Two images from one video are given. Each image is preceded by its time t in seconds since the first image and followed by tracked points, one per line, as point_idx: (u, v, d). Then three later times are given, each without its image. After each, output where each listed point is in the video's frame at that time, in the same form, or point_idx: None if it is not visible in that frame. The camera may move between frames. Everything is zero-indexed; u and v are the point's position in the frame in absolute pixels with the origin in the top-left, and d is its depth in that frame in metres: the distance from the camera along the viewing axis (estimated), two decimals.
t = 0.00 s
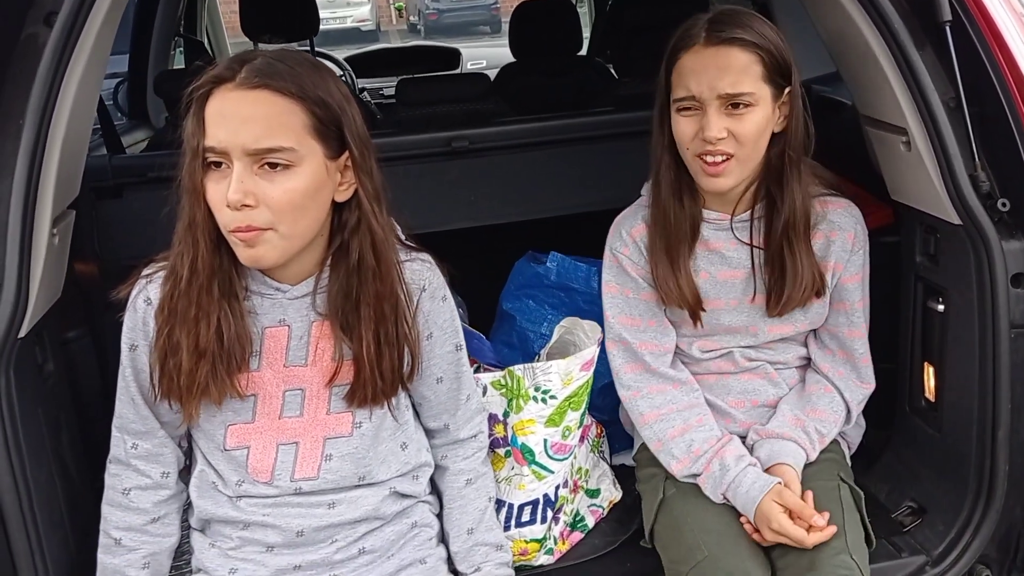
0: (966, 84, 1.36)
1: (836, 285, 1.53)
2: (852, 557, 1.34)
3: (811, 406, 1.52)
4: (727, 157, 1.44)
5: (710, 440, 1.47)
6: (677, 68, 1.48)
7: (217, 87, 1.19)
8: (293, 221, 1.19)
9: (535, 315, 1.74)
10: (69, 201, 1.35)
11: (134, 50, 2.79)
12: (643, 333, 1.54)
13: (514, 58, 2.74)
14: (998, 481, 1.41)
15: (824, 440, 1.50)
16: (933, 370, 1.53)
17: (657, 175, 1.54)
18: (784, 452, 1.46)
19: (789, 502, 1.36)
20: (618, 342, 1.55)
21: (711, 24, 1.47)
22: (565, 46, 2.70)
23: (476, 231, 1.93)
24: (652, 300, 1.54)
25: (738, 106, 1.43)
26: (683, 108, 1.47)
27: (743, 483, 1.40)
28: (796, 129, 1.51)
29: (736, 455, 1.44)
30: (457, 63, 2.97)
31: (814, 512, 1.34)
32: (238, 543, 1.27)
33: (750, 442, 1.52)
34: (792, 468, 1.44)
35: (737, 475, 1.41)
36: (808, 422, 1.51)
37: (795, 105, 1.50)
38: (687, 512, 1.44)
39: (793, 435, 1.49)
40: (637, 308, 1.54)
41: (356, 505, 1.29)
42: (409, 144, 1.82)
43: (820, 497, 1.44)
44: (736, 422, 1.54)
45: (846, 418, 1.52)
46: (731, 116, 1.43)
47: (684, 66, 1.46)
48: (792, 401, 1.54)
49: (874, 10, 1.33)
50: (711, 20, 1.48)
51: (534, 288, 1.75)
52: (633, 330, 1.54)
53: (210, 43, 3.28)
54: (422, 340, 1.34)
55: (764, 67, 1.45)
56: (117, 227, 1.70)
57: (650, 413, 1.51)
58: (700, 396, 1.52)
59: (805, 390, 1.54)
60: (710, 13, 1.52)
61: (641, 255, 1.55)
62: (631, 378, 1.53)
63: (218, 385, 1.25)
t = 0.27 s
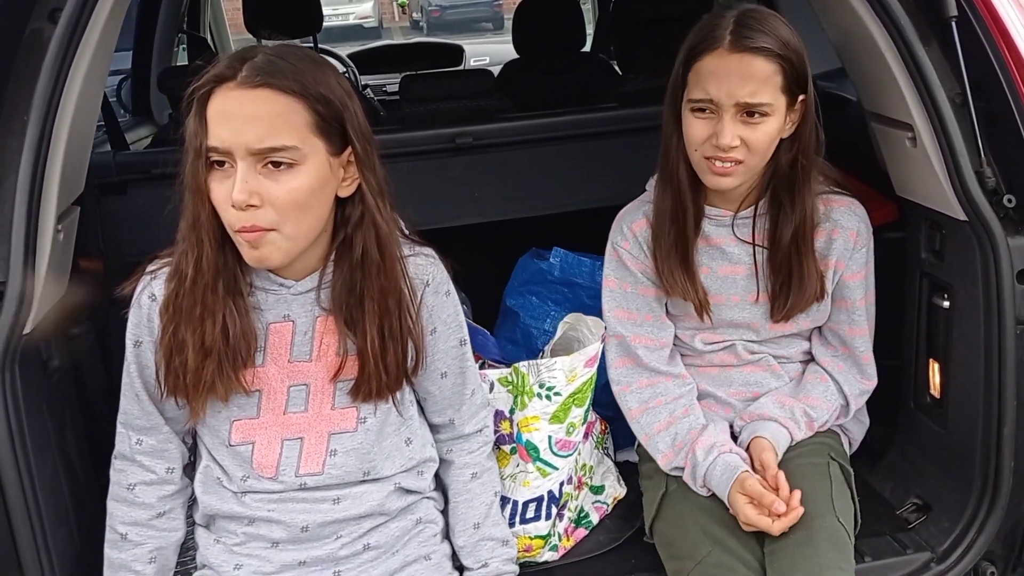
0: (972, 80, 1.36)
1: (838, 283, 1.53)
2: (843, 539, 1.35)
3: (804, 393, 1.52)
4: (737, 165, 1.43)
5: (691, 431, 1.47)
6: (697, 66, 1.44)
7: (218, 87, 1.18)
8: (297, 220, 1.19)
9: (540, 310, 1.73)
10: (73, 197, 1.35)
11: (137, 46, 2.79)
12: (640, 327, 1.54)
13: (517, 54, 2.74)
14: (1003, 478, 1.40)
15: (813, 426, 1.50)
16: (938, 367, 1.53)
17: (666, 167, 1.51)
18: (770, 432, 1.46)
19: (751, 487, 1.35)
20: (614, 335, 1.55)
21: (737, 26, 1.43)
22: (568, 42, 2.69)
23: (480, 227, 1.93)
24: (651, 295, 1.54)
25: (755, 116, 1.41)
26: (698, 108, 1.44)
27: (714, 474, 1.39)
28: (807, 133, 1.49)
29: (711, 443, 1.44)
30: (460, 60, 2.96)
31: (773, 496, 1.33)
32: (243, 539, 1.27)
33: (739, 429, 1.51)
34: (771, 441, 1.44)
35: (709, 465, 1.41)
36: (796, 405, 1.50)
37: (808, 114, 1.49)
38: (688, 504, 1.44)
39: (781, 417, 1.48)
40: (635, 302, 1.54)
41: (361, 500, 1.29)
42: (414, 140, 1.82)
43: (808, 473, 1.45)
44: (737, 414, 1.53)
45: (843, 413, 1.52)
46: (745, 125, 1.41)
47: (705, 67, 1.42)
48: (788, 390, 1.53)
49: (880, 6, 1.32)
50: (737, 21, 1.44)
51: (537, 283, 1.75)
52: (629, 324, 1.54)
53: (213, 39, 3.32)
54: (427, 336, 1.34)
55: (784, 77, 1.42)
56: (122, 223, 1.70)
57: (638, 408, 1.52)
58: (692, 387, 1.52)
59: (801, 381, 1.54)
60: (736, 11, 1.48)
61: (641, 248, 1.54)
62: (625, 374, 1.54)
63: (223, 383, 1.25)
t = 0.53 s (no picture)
0: (974, 79, 1.36)
1: (837, 282, 1.53)
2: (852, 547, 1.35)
3: (818, 398, 1.51)
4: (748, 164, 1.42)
5: (707, 429, 1.47)
6: (717, 62, 1.43)
7: (216, 90, 1.18)
8: (297, 223, 1.19)
9: (542, 310, 1.73)
10: (75, 197, 1.35)
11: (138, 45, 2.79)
12: (646, 322, 1.54)
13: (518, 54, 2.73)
14: (1005, 478, 1.40)
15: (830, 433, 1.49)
16: (940, 367, 1.53)
17: (678, 162, 1.51)
18: (797, 439, 1.45)
19: (771, 488, 1.35)
20: (620, 331, 1.54)
21: (759, 25, 1.42)
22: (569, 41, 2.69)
23: (482, 227, 1.93)
24: (657, 291, 1.54)
25: (770, 117, 1.40)
26: (715, 104, 1.42)
27: (733, 469, 1.40)
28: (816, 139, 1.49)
29: (730, 442, 1.43)
30: (460, 59, 2.96)
31: (792, 500, 1.33)
32: (245, 538, 1.27)
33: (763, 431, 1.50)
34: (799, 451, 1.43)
35: (727, 462, 1.41)
36: (811, 411, 1.50)
37: (819, 120, 1.49)
38: (690, 505, 1.45)
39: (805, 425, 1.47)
40: (640, 297, 1.54)
41: (363, 499, 1.29)
42: (415, 139, 1.82)
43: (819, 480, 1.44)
44: (742, 414, 1.53)
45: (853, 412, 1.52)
46: (760, 125, 1.40)
47: (725, 64, 1.41)
48: (800, 396, 1.53)
49: (882, 5, 1.32)
50: (760, 19, 1.42)
51: (539, 283, 1.75)
52: (636, 320, 1.54)
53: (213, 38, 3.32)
54: (428, 335, 1.34)
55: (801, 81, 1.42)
56: (124, 222, 1.71)
57: (649, 403, 1.51)
58: (702, 384, 1.51)
59: (808, 385, 1.54)
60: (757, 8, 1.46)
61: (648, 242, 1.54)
62: (631, 369, 1.53)
63: (225, 383, 1.25)
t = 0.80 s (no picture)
0: (976, 80, 1.36)
1: (836, 283, 1.54)
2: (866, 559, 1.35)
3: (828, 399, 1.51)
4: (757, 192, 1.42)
5: (709, 431, 1.46)
6: (730, 95, 1.39)
7: (217, 91, 1.18)
8: (297, 223, 1.19)
9: (544, 310, 1.74)
10: (78, 198, 1.35)
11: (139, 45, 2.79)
12: (648, 326, 1.53)
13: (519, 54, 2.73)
14: (1007, 479, 1.41)
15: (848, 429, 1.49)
16: (941, 368, 1.53)
17: (682, 166, 1.49)
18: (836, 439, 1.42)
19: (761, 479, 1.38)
20: (624, 335, 1.53)
21: (773, 57, 1.38)
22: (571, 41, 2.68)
23: (484, 228, 1.94)
24: (658, 294, 1.53)
25: (783, 149, 1.39)
26: (727, 138, 1.40)
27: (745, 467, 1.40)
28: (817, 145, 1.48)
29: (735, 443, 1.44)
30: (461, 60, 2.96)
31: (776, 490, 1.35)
32: (247, 539, 1.27)
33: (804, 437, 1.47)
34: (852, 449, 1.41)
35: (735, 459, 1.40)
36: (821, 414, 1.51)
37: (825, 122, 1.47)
38: (692, 506, 1.45)
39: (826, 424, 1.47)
40: (641, 301, 1.53)
41: (365, 500, 1.29)
42: (417, 140, 1.82)
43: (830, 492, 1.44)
44: (743, 415, 1.53)
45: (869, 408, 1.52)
46: (773, 157, 1.39)
47: (740, 99, 1.37)
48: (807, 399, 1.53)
49: (883, 5, 1.32)
50: (773, 51, 1.39)
51: (540, 283, 1.75)
52: (637, 323, 1.53)
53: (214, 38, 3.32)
54: (429, 335, 1.34)
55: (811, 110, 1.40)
56: (125, 223, 1.71)
57: (652, 406, 1.50)
58: (703, 387, 1.51)
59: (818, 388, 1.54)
60: (768, 32, 1.42)
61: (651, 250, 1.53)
62: (634, 372, 1.52)
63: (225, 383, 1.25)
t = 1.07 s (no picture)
0: (978, 80, 1.36)
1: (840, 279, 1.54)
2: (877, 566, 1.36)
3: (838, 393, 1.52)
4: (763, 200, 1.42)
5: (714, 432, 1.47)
6: (726, 107, 1.38)
7: (217, 91, 1.18)
8: (302, 221, 1.19)
9: (547, 312, 1.73)
10: (80, 197, 1.35)
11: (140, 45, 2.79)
12: (652, 330, 1.52)
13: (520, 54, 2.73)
14: (1009, 480, 1.41)
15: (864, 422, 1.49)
16: (943, 368, 1.54)
17: (683, 177, 1.48)
18: (864, 455, 1.42)
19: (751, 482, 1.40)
20: (626, 339, 1.52)
21: (766, 66, 1.38)
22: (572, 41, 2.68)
23: (485, 227, 1.94)
24: (662, 298, 1.53)
25: (785, 155, 1.38)
26: (727, 149, 1.39)
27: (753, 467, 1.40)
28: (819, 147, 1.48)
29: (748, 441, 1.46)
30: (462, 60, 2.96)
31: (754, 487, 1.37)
32: (248, 539, 1.28)
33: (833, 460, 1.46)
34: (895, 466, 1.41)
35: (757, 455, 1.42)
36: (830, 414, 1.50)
37: (824, 121, 1.45)
38: (694, 506, 1.46)
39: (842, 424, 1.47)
40: (645, 304, 1.52)
41: (365, 500, 1.29)
42: (418, 140, 1.82)
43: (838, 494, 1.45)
44: (744, 416, 1.53)
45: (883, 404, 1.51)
46: (777, 164, 1.38)
47: (736, 110, 1.37)
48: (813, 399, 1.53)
49: (885, 5, 1.32)
50: (765, 60, 1.39)
51: (541, 284, 1.75)
52: (640, 328, 1.52)
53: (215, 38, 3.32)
54: (430, 334, 1.34)
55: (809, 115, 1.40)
56: (127, 223, 1.71)
57: (653, 412, 1.50)
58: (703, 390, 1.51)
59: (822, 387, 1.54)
60: (756, 41, 1.42)
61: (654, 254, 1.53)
62: (635, 378, 1.51)
63: (226, 382, 1.25)
